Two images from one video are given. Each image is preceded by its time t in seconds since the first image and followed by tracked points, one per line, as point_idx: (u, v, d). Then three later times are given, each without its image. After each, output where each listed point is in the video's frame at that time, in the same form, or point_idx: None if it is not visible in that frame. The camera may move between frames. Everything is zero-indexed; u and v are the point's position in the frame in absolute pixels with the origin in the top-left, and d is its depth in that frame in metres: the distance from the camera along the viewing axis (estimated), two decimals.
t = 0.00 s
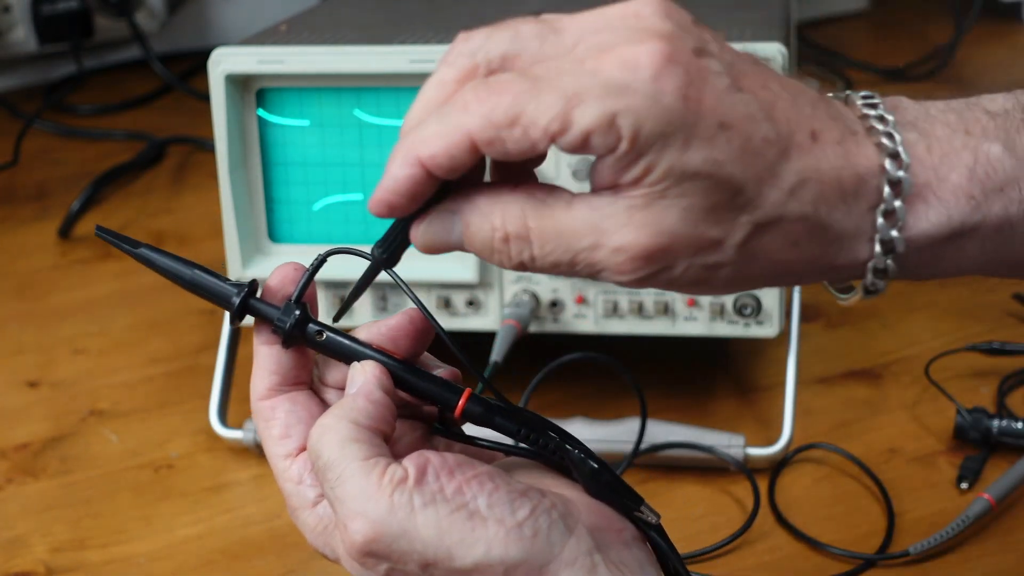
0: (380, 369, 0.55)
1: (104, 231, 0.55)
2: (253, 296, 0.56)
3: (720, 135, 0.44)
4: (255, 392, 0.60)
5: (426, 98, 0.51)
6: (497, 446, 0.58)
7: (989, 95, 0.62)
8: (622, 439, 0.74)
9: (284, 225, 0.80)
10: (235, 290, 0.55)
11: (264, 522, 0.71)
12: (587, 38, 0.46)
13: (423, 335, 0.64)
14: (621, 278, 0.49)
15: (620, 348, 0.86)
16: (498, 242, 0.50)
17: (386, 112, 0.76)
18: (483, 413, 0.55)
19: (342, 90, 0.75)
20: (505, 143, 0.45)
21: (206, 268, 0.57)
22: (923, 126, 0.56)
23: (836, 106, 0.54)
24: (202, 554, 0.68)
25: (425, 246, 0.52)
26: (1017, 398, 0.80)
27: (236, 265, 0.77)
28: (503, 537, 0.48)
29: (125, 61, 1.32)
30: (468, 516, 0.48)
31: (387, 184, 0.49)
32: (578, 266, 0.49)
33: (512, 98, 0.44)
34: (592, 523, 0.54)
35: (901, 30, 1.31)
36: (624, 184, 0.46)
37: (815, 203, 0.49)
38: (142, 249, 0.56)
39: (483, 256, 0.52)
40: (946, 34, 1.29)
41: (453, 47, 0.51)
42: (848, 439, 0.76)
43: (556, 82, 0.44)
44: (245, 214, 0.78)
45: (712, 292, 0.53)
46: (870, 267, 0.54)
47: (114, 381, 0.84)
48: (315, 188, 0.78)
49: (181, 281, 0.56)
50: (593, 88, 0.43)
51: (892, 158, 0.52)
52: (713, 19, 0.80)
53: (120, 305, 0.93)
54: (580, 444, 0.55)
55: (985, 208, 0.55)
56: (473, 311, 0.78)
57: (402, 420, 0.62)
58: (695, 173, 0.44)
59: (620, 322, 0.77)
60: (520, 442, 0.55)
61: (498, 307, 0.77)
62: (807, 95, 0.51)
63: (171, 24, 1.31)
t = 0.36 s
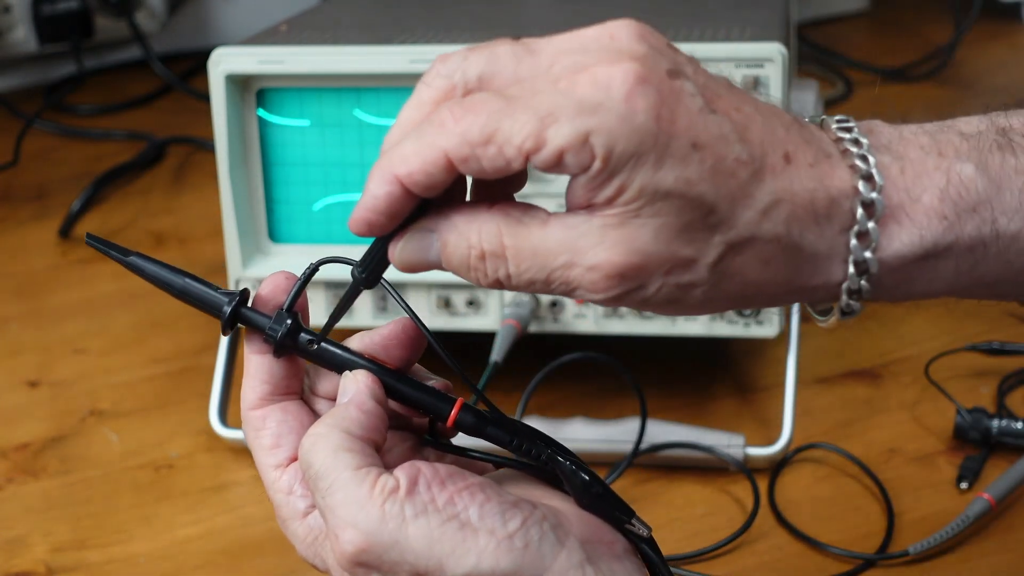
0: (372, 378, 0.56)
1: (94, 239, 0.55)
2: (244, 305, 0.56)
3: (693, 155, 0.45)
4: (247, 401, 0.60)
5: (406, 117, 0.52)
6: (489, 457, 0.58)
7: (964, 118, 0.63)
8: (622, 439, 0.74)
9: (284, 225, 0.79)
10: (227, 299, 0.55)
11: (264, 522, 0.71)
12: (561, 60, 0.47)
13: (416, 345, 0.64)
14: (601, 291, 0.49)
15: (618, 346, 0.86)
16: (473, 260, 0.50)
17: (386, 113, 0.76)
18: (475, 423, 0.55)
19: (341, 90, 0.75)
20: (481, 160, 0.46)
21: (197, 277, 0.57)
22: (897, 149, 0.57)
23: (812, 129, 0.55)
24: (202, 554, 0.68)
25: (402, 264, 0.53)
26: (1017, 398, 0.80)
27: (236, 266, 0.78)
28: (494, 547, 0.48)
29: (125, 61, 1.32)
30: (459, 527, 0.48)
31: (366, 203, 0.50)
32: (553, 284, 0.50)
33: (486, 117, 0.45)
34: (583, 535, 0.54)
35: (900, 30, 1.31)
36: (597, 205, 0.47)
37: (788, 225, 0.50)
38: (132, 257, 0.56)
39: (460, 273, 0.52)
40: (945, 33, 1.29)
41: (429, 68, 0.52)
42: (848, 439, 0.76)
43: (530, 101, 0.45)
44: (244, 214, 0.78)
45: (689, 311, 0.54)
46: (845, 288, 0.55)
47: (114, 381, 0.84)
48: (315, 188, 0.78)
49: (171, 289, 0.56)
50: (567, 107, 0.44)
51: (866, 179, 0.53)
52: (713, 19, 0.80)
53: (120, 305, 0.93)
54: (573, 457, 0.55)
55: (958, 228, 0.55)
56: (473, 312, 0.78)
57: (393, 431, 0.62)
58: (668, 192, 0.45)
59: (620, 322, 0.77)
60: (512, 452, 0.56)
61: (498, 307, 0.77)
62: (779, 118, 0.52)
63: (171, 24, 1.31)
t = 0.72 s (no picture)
0: (381, 386, 0.56)
1: (101, 249, 0.55)
2: (251, 315, 0.56)
3: (693, 168, 0.45)
4: (254, 410, 0.60)
5: (410, 123, 0.52)
6: (496, 466, 0.58)
7: (963, 127, 0.64)
8: (622, 438, 0.74)
9: (284, 225, 0.79)
10: (235, 309, 0.56)
11: (264, 522, 0.71)
12: (565, 69, 0.47)
13: (423, 353, 0.64)
14: (603, 297, 0.49)
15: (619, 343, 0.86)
16: (475, 268, 0.50)
17: (387, 113, 0.76)
18: (484, 430, 0.55)
19: (341, 90, 0.75)
20: (484, 169, 0.46)
21: (204, 286, 0.57)
22: (897, 160, 0.57)
23: (812, 140, 0.55)
24: (202, 555, 0.68)
25: (407, 269, 0.52)
26: (1017, 398, 0.80)
27: (236, 266, 0.78)
28: (502, 554, 0.48)
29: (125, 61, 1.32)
30: (468, 534, 0.48)
31: (370, 210, 0.50)
32: (554, 293, 0.50)
33: (489, 127, 0.45)
34: (590, 542, 0.53)
35: (900, 30, 1.31)
36: (599, 215, 0.47)
37: (788, 236, 0.50)
38: (139, 268, 0.56)
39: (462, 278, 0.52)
40: (946, 33, 1.29)
41: (433, 74, 0.51)
42: (848, 439, 0.76)
43: (533, 111, 0.45)
44: (245, 215, 0.78)
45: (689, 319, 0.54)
46: (844, 298, 0.55)
47: (114, 381, 0.84)
48: (315, 188, 0.78)
49: (179, 299, 0.56)
50: (569, 119, 0.44)
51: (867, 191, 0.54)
52: (713, 19, 0.80)
53: (120, 305, 0.93)
54: (582, 465, 0.55)
55: (956, 239, 0.55)
56: (473, 311, 0.78)
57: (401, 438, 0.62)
58: (669, 204, 0.45)
59: (620, 321, 0.77)
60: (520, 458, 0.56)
61: (498, 307, 0.77)
62: (783, 131, 0.52)
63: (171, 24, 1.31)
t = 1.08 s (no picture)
0: (382, 398, 0.56)
1: (99, 262, 0.55)
2: (252, 326, 0.56)
3: (687, 184, 0.45)
4: (254, 421, 0.60)
5: (402, 143, 0.52)
6: (499, 476, 0.58)
7: (962, 130, 0.64)
8: (622, 438, 0.74)
9: (284, 225, 0.79)
10: (235, 321, 0.56)
11: (264, 522, 0.71)
12: (558, 88, 0.48)
13: (425, 362, 0.64)
14: (597, 318, 0.49)
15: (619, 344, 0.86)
16: (469, 290, 0.51)
17: (386, 113, 0.76)
18: (485, 439, 0.56)
19: (342, 90, 0.76)
20: (475, 195, 0.46)
21: (204, 298, 0.57)
22: (896, 167, 0.57)
23: (808, 145, 0.55)
24: (202, 555, 0.69)
25: (404, 287, 0.53)
26: (1017, 397, 0.80)
27: (237, 266, 0.78)
28: (507, 562, 0.48)
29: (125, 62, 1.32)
30: (473, 542, 0.48)
31: (364, 233, 0.50)
32: (549, 312, 0.50)
33: (478, 154, 0.45)
34: (593, 549, 0.53)
35: (899, 30, 1.31)
36: (592, 234, 0.47)
37: (783, 250, 0.50)
38: (139, 280, 0.56)
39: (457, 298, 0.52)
40: (945, 33, 1.29)
41: (424, 94, 0.51)
42: (848, 439, 0.76)
43: (522, 135, 0.45)
44: (245, 215, 0.78)
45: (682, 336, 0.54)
46: (842, 307, 0.55)
47: (114, 380, 0.84)
48: (316, 189, 0.78)
49: (179, 313, 0.56)
50: (557, 142, 0.44)
51: (867, 199, 0.54)
52: (713, 19, 0.80)
53: (120, 305, 0.93)
54: (583, 474, 0.55)
55: (956, 247, 0.55)
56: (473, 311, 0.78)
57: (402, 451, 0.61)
58: (661, 223, 0.46)
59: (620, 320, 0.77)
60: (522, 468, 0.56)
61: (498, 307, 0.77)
62: (777, 141, 0.52)
63: (171, 24, 1.31)
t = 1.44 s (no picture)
0: (376, 395, 0.56)
1: (94, 265, 0.55)
2: (245, 325, 0.57)
3: (682, 179, 0.45)
4: (249, 420, 0.61)
5: (399, 137, 0.52)
6: (493, 474, 0.58)
7: (952, 127, 0.64)
8: (620, 438, 0.74)
9: (284, 225, 0.80)
10: (229, 320, 0.56)
11: (265, 522, 0.71)
12: (552, 83, 0.48)
13: (419, 361, 0.65)
14: (591, 311, 0.50)
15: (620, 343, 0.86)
16: (462, 283, 0.51)
17: (386, 113, 0.76)
18: (479, 437, 0.56)
19: (342, 90, 0.76)
20: (470, 188, 0.46)
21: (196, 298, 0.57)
22: (887, 164, 0.58)
23: (801, 143, 0.56)
24: (202, 554, 0.69)
25: (396, 282, 0.53)
26: (1016, 397, 0.80)
27: (237, 265, 0.78)
28: (502, 560, 0.48)
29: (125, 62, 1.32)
30: (467, 540, 0.48)
31: (358, 226, 0.51)
32: (543, 306, 0.51)
33: (473, 147, 0.45)
34: (588, 547, 0.53)
35: (899, 30, 1.32)
36: (586, 228, 0.47)
37: (775, 245, 0.50)
38: (134, 281, 0.56)
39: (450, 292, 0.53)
40: (945, 33, 1.29)
41: (420, 88, 0.51)
42: (848, 439, 0.76)
43: (517, 129, 0.45)
44: (245, 215, 0.78)
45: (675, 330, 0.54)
46: (834, 304, 0.56)
47: (114, 380, 0.84)
48: (316, 188, 0.78)
49: (172, 312, 0.56)
50: (553, 136, 0.44)
51: (859, 195, 0.54)
52: (713, 19, 0.80)
53: (121, 305, 0.93)
54: (577, 470, 0.55)
55: (947, 244, 0.56)
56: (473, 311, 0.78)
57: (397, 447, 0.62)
58: (655, 218, 0.46)
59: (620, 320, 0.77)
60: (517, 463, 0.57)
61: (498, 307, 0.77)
62: (770, 137, 0.53)
63: (171, 24, 1.31)
